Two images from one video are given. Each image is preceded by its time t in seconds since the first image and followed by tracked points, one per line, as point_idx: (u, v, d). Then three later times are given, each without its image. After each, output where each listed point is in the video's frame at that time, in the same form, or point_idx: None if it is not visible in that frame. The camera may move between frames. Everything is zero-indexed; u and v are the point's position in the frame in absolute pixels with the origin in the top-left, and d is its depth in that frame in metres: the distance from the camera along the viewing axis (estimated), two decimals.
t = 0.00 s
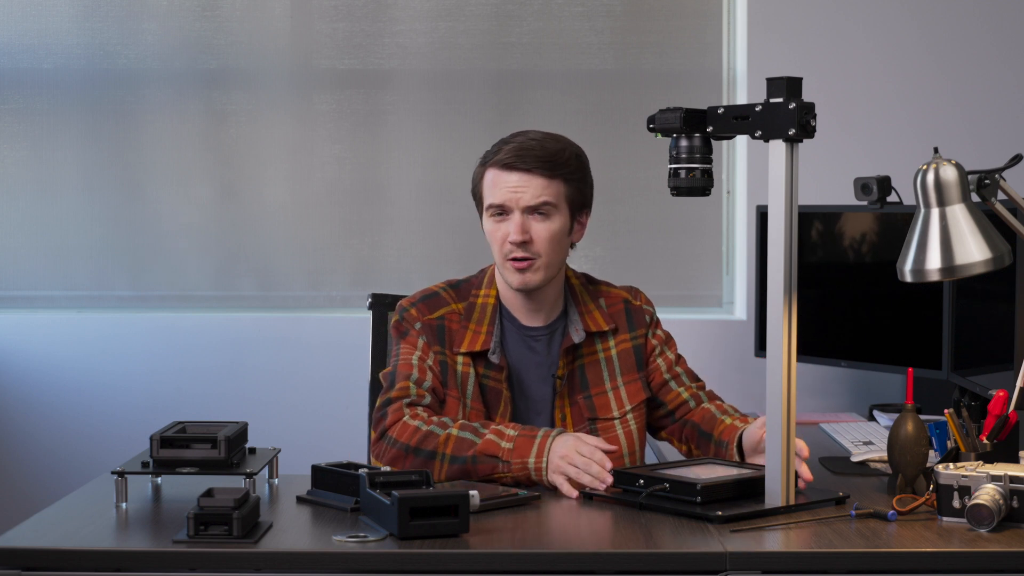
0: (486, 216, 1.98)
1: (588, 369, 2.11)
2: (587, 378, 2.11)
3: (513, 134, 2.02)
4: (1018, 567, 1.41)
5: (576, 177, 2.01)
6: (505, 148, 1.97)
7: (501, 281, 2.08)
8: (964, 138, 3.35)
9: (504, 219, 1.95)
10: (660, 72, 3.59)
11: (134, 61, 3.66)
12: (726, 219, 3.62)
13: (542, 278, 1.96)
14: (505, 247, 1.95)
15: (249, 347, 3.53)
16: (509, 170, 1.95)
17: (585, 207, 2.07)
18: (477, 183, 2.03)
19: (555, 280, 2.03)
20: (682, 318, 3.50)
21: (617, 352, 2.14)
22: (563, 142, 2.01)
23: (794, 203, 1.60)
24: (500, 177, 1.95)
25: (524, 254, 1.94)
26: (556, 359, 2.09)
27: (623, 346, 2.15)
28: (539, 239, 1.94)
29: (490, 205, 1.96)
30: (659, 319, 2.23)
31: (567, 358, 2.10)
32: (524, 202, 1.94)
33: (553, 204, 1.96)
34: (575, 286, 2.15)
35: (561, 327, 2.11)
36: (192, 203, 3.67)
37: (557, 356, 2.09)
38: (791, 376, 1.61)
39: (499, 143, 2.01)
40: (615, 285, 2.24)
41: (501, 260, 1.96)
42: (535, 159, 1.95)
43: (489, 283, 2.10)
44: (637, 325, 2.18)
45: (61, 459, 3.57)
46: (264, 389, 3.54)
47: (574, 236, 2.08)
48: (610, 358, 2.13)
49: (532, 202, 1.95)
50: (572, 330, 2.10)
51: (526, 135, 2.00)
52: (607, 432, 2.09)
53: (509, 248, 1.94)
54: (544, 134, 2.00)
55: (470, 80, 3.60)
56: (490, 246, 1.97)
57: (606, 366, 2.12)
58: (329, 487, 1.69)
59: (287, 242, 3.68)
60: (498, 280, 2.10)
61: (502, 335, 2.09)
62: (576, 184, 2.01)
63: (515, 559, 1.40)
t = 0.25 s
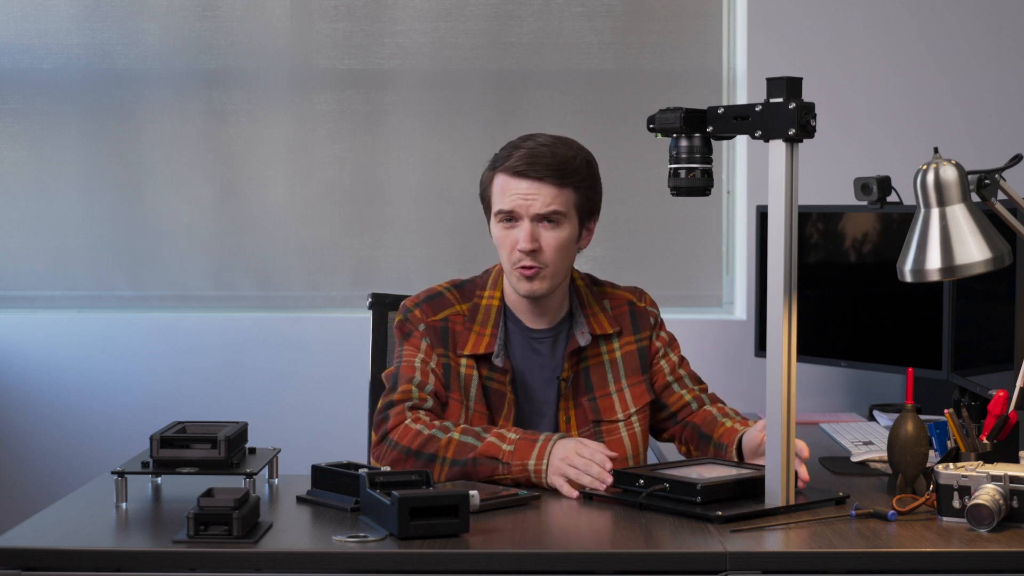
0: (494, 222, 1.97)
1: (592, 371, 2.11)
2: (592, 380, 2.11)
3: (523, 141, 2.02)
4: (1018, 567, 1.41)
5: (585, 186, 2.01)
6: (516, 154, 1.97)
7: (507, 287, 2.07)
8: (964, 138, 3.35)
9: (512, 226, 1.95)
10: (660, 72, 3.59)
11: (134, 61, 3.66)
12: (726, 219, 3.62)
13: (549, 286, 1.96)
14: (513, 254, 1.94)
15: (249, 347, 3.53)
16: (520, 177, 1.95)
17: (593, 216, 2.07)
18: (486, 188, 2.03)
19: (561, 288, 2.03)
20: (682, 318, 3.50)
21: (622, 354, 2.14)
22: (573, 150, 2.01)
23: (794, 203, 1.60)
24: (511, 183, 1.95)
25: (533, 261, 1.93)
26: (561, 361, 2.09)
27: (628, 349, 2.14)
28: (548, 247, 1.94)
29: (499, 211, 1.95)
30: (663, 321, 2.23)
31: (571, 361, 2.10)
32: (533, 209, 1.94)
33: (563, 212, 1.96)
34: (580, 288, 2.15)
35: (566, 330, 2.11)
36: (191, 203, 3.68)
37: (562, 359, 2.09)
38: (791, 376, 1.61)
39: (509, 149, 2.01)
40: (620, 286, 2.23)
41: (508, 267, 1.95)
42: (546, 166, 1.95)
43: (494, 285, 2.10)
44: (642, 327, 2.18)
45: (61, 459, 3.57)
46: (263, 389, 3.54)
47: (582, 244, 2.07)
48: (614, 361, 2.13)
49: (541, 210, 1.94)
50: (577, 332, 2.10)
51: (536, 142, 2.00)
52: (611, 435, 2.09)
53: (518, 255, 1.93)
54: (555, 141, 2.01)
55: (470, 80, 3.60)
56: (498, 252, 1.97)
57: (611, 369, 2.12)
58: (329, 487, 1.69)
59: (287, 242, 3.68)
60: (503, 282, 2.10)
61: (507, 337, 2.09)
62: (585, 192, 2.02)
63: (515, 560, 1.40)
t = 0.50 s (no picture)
0: (498, 222, 1.97)
1: (593, 372, 2.11)
2: (592, 381, 2.11)
3: (527, 140, 2.01)
4: (1018, 567, 1.41)
5: (589, 186, 2.01)
6: (520, 155, 1.97)
7: (509, 286, 2.07)
8: (964, 137, 3.35)
9: (516, 227, 1.95)
10: (660, 72, 3.59)
11: (134, 61, 3.66)
12: (726, 219, 3.62)
13: (552, 287, 1.96)
14: (516, 255, 1.95)
15: (249, 347, 3.53)
16: (524, 178, 1.95)
17: (597, 215, 2.07)
18: (489, 187, 2.03)
19: (564, 288, 2.03)
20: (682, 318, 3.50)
21: (623, 355, 2.14)
22: (577, 150, 2.01)
23: (794, 203, 1.60)
24: (515, 184, 1.95)
25: (536, 262, 1.93)
26: (562, 362, 2.10)
27: (629, 349, 2.15)
28: (551, 249, 1.94)
29: (503, 212, 1.96)
30: (664, 322, 2.23)
31: (572, 361, 2.10)
32: (537, 210, 1.94)
33: (567, 213, 1.96)
34: (581, 288, 2.15)
35: (567, 330, 2.11)
36: (191, 203, 3.68)
37: (563, 360, 2.09)
38: (791, 375, 1.61)
39: (513, 148, 2.01)
40: (621, 286, 2.23)
41: (512, 268, 1.96)
42: (550, 167, 1.95)
43: (495, 284, 2.10)
44: (643, 328, 2.18)
45: (61, 459, 3.57)
46: (263, 389, 3.54)
47: (585, 244, 2.07)
48: (615, 361, 2.13)
49: (545, 211, 1.94)
50: (578, 333, 2.10)
51: (540, 142, 1.99)
52: (612, 436, 2.09)
53: (521, 256, 1.94)
54: (559, 141, 2.00)
55: (470, 80, 3.60)
56: (501, 253, 1.97)
57: (612, 369, 2.12)
58: (329, 487, 1.69)
59: (288, 242, 3.68)
60: (504, 282, 2.10)
61: (508, 338, 2.09)
62: (589, 193, 2.01)
63: (515, 560, 1.40)
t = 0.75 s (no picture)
0: (497, 223, 1.97)
1: (592, 372, 2.11)
2: (592, 382, 2.11)
3: (526, 141, 2.01)
4: (1018, 567, 1.41)
5: (588, 187, 2.01)
6: (519, 156, 1.97)
7: (508, 286, 2.07)
8: (964, 137, 3.35)
9: (515, 228, 1.95)
10: (659, 72, 3.59)
11: (134, 61, 3.66)
12: (726, 219, 3.62)
13: (551, 287, 1.96)
14: (516, 255, 1.94)
15: (249, 347, 3.53)
16: (524, 179, 1.95)
17: (596, 216, 2.07)
18: (488, 188, 2.03)
19: (563, 289, 2.03)
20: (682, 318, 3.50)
21: (622, 355, 2.14)
22: (576, 151, 2.01)
23: (794, 203, 1.60)
24: (514, 185, 1.95)
25: (536, 263, 1.93)
26: (561, 362, 2.10)
27: (628, 350, 2.15)
28: (551, 249, 1.94)
29: (502, 213, 1.96)
30: (664, 322, 2.23)
31: (572, 362, 2.10)
32: (536, 211, 1.94)
33: (566, 214, 1.96)
34: (580, 289, 2.15)
35: (567, 331, 2.11)
36: (191, 203, 3.68)
37: (562, 360, 2.09)
38: (791, 375, 1.61)
39: (512, 149, 2.01)
40: (620, 286, 2.23)
41: (511, 268, 1.96)
42: (549, 168, 1.95)
43: (495, 285, 2.10)
44: (643, 329, 2.18)
45: (61, 459, 3.57)
46: (263, 389, 3.54)
47: (585, 245, 2.07)
48: (615, 362, 2.13)
49: (545, 212, 1.94)
50: (578, 334, 2.10)
51: (539, 142, 2.00)
52: (611, 436, 2.09)
53: (520, 257, 1.94)
54: (558, 141, 2.00)
55: (470, 80, 3.60)
56: (501, 254, 1.97)
57: (611, 370, 2.12)
58: (329, 487, 1.69)
59: (287, 242, 3.68)
60: (504, 282, 2.10)
61: (507, 338, 2.09)
62: (588, 194, 2.01)
63: (515, 560, 1.40)
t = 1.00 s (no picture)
0: (498, 223, 1.97)
1: (592, 373, 2.11)
2: (592, 382, 2.11)
3: (526, 141, 2.01)
4: (1018, 567, 1.41)
5: (589, 187, 2.01)
6: (520, 156, 1.96)
7: (507, 285, 2.07)
8: (964, 137, 3.35)
9: (516, 229, 1.96)
10: (659, 72, 3.59)
11: (134, 61, 3.66)
12: (726, 219, 3.62)
13: (552, 288, 1.97)
14: (516, 256, 1.95)
15: (249, 347, 3.53)
16: (525, 180, 1.95)
17: (596, 216, 2.07)
18: (489, 188, 2.02)
19: (563, 289, 2.03)
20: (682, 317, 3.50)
21: (622, 356, 2.14)
22: (577, 151, 2.00)
23: (794, 203, 1.60)
24: (515, 186, 1.95)
25: (536, 263, 1.94)
26: (561, 362, 2.10)
27: (628, 350, 2.15)
28: (551, 250, 1.94)
29: (502, 214, 1.96)
30: (664, 322, 2.23)
31: (572, 362, 2.10)
32: (537, 212, 1.94)
33: (567, 215, 1.96)
34: (581, 289, 2.15)
35: (567, 331, 2.11)
36: (191, 203, 3.68)
37: (562, 361, 2.09)
38: (791, 375, 1.61)
39: (513, 149, 2.00)
40: (621, 287, 2.23)
41: (511, 269, 1.96)
42: (550, 169, 1.95)
43: (495, 284, 2.10)
44: (643, 329, 2.18)
45: (61, 459, 3.57)
46: (263, 389, 3.54)
47: (585, 244, 2.07)
48: (614, 362, 2.13)
49: (546, 213, 1.94)
50: (578, 334, 2.10)
51: (540, 142, 1.99)
52: (611, 437, 2.09)
53: (521, 258, 1.94)
54: (559, 141, 2.00)
55: (470, 80, 3.60)
56: (501, 254, 1.97)
57: (611, 370, 2.12)
58: (329, 487, 1.69)
59: (288, 242, 3.68)
60: (504, 282, 2.10)
61: (507, 338, 2.09)
62: (589, 194, 2.01)
63: (515, 560, 1.40)
